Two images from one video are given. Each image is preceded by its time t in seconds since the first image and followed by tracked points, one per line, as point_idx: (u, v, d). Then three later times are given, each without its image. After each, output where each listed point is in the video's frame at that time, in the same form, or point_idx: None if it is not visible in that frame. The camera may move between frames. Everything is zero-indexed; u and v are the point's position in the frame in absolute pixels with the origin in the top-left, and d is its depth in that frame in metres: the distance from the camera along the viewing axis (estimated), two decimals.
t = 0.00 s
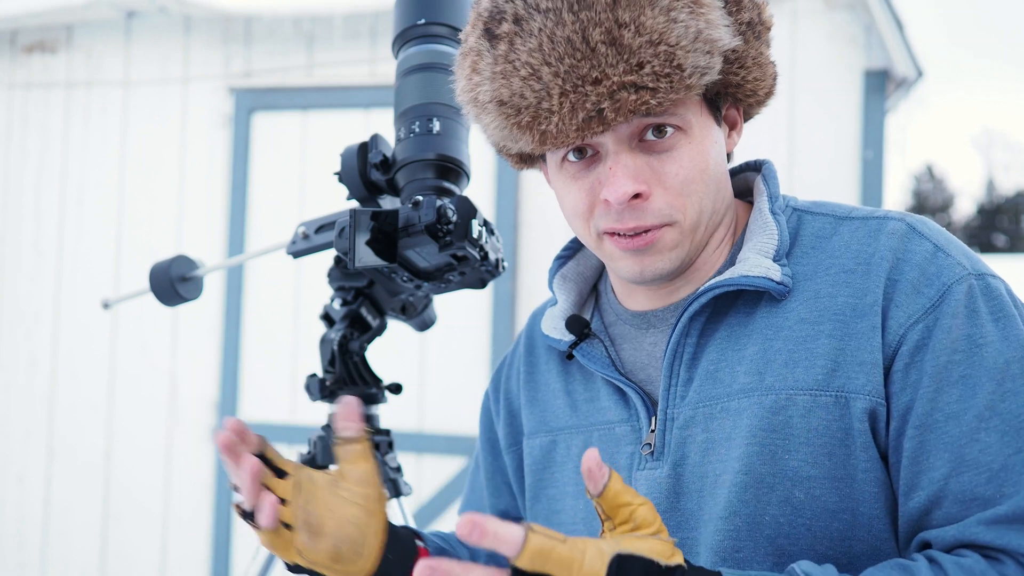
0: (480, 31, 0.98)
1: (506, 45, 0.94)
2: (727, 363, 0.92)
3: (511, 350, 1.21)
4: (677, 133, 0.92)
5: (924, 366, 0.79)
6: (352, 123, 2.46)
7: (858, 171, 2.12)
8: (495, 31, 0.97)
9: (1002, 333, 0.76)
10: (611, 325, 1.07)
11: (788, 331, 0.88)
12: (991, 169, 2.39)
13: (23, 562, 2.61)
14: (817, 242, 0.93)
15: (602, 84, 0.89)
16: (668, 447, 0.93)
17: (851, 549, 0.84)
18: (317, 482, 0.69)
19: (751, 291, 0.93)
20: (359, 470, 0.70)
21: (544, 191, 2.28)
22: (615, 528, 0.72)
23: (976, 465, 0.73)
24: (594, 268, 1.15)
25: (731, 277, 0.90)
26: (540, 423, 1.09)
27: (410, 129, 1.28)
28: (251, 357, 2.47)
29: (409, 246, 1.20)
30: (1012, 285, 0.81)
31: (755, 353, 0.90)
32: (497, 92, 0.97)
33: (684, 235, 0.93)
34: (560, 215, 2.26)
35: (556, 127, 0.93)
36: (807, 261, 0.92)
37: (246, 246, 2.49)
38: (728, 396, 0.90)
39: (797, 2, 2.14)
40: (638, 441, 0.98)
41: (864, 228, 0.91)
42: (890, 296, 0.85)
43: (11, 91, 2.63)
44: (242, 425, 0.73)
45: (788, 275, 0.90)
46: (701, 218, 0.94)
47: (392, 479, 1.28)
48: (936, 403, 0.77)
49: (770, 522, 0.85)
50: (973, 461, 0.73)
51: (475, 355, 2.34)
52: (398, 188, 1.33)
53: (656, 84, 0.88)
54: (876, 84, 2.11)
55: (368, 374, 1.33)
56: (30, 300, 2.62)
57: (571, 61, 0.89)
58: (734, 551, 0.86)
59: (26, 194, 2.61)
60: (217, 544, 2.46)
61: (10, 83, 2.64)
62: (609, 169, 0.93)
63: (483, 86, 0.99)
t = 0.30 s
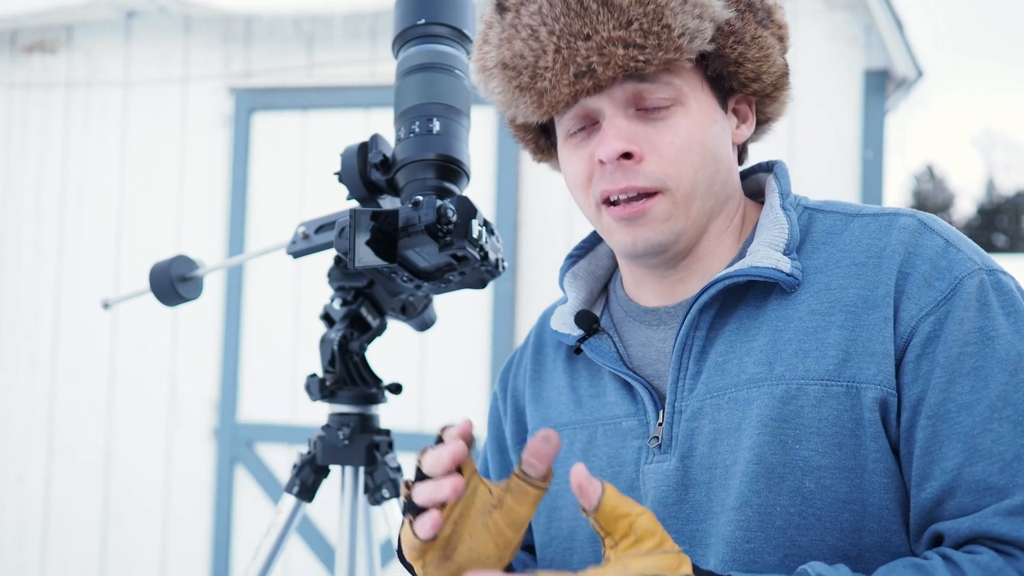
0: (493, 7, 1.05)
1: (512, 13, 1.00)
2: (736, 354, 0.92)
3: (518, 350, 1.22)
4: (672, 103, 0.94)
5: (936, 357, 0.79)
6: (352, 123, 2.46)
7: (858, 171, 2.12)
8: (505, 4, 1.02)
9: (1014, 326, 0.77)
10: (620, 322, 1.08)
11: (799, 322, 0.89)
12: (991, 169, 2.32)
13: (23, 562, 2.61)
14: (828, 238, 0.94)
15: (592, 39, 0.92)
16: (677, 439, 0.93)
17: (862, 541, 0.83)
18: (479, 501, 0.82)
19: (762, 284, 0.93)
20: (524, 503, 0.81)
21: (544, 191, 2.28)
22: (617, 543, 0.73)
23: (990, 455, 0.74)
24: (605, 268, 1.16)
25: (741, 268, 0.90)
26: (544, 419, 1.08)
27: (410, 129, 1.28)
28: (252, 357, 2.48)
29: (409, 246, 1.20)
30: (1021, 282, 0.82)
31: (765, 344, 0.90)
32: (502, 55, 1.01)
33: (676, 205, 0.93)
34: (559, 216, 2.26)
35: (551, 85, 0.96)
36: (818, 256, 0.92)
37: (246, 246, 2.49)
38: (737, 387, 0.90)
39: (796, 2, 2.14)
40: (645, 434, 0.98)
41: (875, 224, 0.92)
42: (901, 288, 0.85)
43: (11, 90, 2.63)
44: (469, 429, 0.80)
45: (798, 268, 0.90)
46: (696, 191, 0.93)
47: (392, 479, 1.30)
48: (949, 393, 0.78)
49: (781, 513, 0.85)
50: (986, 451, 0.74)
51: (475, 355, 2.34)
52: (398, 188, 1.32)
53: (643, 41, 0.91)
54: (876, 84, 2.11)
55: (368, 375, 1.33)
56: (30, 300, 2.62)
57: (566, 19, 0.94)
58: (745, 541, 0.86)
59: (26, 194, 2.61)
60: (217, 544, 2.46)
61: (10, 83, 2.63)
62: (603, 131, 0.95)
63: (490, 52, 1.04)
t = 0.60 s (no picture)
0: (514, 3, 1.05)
1: (533, 9, 1.01)
2: (743, 351, 0.92)
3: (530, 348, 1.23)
4: (688, 106, 0.95)
5: (945, 357, 0.79)
6: (352, 123, 2.46)
7: (858, 171, 2.12)
8: None
9: None
10: (629, 317, 1.08)
11: (807, 320, 0.89)
12: (991, 170, 2.30)
13: (24, 562, 2.61)
14: (838, 239, 0.94)
15: (609, 40, 0.93)
16: (680, 433, 0.93)
17: (864, 537, 0.83)
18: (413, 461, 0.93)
19: (772, 281, 0.93)
20: (458, 457, 0.94)
21: (544, 191, 2.28)
22: (620, 519, 0.72)
23: (997, 454, 0.74)
24: (617, 266, 1.16)
25: (752, 265, 0.90)
26: (551, 411, 1.09)
27: (410, 129, 1.28)
28: (252, 357, 2.47)
29: (409, 246, 1.20)
30: None
31: (773, 341, 0.90)
32: (520, 50, 1.02)
33: (688, 206, 0.93)
34: (559, 216, 2.26)
35: (568, 82, 0.97)
36: (827, 257, 0.92)
37: (246, 246, 2.49)
38: (744, 383, 0.90)
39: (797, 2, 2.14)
40: (647, 427, 0.98)
41: (886, 226, 0.91)
42: (910, 288, 0.85)
43: (12, 90, 2.63)
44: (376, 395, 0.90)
45: (809, 268, 0.90)
46: (708, 193, 0.93)
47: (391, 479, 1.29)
48: (958, 392, 0.78)
49: (783, 508, 0.85)
50: (993, 450, 0.74)
51: (475, 355, 2.34)
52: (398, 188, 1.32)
53: (660, 44, 0.91)
54: (876, 84, 2.11)
55: (368, 375, 1.32)
56: (30, 300, 2.62)
57: (584, 18, 0.95)
58: (746, 535, 0.86)
59: (27, 194, 2.61)
60: (217, 544, 2.46)
61: (10, 83, 2.63)
62: (616, 131, 0.96)
63: (509, 46, 1.05)
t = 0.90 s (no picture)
0: (502, 17, 1.06)
1: (521, 21, 1.01)
2: (740, 341, 0.91)
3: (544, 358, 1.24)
4: (681, 104, 0.94)
5: (916, 327, 0.75)
6: (352, 123, 2.46)
7: (858, 171, 2.12)
8: (515, 14, 1.04)
9: (1004, 296, 0.72)
10: (635, 318, 1.08)
11: (799, 305, 0.87)
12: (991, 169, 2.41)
13: (23, 562, 2.61)
14: (835, 230, 0.92)
15: (597, 44, 0.93)
16: (682, 423, 0.92)
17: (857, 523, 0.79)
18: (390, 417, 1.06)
19: (771, 273, 0.92)
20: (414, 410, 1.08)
21: (544, 191, 2.28)
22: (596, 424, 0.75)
23: (956, 417, 0.68)
24: (626, 268, 1.16)
25: (746, 255, 0.89)
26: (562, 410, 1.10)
27: (410, 129, 1.28)
28: (251, 357, 2.47)
29: (409, 246, 1.20)
30: None
31: (767, 329, 0.88)
32: (511, 63, 1.03)
33: (688, 204, 0.93)
34: (560, 215, 2.26)
35: (560, 91, 0.97)
36: (823, 246, 0.91)
37: (246, 246, 2.48)
38: (739, 371, 0.89)
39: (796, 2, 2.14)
40: (651, 422, 0.98)
41: (881, 214, 0.89)
42: (896, 267, 0.82)
43: (11, 91, 2.63)
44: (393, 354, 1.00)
45: (803, 257, 0.89)
46: (708, 190, 0.93)
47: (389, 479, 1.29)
48: (924, 358, 0.73)
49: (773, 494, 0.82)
50: (954, 413, 0.68)
51: (475, 355, 2.34)
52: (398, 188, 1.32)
53: (647, 42, 0.91)
54: (876, 84, 2.11)
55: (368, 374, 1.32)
56: (30, 300, 2.62)
57: (571, 25, 0.95)
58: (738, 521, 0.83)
59: (26, 194, 2.61)
60: (217, 544, 2.46)
61: (10, 83, 2.63)
62: (613, 134, 0.96)
63: (500, 61, 1.05)
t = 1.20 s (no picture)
0: (491, 27, 1.05)
1: (509, 33, 1.00)
2: (719, 339, 0.89)
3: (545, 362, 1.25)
4: (672, 114, 0.94)
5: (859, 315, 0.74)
6: (352, 123, 2.46)
7: (858, 171, 2.12)
8: (503, 24, 1.02)
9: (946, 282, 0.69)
10: (632, 316, 1.08)
11: (770, 300, 0.85)
12: (991, 169, 2.44)
13: (23, 562, 2.61)
14: (818, 227, 0.90)
15: (587, 60, 0.92)
16: (667, 423, 0.91)
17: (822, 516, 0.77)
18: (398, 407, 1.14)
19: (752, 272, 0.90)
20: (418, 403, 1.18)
21: (544, 191, 2.28)
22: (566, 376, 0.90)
23: (875, 402, 0.67)
24: (625, 264, 1.15)
25: (723, 255, 0.88)
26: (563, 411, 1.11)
27: (410, 129, 1.28)
28: (251, 357, 2.47)
29: (409, 246, 1.20)
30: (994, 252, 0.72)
31: (741, 325, 0.87)
32: (501, 76, 1.01)
33: (681, 213, 0.93)
34: (560, 215, 2.26)
35: (551, 107, 0.97)
36: (804, 243, 0.89)
37: (246, 246, 2.48)
38: (716, 369, 0.87)
39: (796, 2, 2.14)
40: (641, 422, 0.98)
41: (861, 208, 0.87)
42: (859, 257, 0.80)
43: (11, 90, 2.63)
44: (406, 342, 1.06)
45: (781, 255, 0.87)
46: (701, 198, 0.94)
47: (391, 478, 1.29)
48: (860, 346, 0.72)
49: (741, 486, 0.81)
50: (873, 398, 0.67)
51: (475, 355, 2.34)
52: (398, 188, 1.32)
53: (637, 58, 0.91)
54: (877, 84, 2.11)
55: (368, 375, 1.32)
56: (30, 300, 2.62)
57: (560, 40, 0.94)
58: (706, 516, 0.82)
59: (26, 194, 2.61)
60: (217, 544, 2.46)
61: (10, 83, 2.63)
62: (605, 145, 0.95)
63: (490, 74, 1.04)
